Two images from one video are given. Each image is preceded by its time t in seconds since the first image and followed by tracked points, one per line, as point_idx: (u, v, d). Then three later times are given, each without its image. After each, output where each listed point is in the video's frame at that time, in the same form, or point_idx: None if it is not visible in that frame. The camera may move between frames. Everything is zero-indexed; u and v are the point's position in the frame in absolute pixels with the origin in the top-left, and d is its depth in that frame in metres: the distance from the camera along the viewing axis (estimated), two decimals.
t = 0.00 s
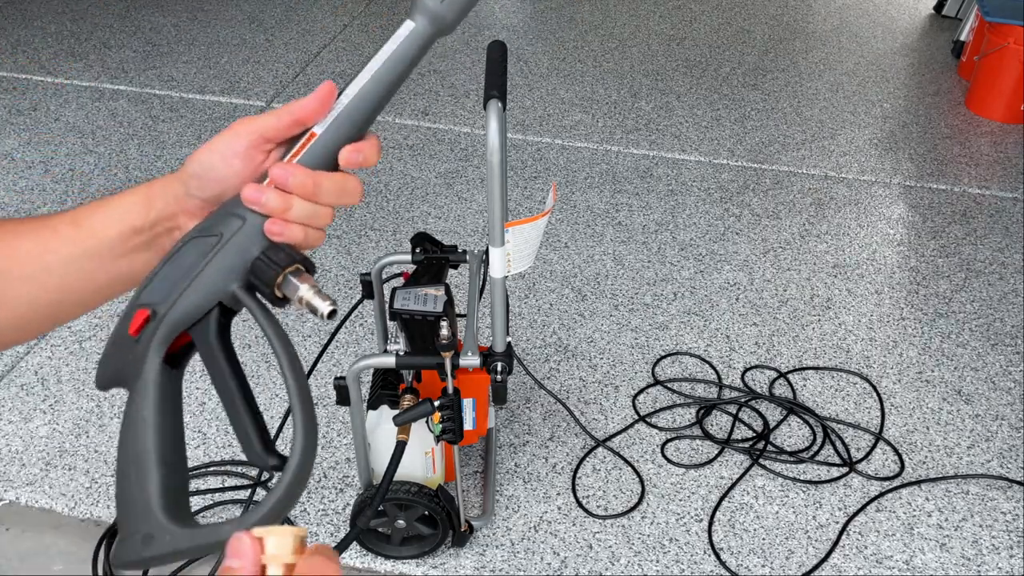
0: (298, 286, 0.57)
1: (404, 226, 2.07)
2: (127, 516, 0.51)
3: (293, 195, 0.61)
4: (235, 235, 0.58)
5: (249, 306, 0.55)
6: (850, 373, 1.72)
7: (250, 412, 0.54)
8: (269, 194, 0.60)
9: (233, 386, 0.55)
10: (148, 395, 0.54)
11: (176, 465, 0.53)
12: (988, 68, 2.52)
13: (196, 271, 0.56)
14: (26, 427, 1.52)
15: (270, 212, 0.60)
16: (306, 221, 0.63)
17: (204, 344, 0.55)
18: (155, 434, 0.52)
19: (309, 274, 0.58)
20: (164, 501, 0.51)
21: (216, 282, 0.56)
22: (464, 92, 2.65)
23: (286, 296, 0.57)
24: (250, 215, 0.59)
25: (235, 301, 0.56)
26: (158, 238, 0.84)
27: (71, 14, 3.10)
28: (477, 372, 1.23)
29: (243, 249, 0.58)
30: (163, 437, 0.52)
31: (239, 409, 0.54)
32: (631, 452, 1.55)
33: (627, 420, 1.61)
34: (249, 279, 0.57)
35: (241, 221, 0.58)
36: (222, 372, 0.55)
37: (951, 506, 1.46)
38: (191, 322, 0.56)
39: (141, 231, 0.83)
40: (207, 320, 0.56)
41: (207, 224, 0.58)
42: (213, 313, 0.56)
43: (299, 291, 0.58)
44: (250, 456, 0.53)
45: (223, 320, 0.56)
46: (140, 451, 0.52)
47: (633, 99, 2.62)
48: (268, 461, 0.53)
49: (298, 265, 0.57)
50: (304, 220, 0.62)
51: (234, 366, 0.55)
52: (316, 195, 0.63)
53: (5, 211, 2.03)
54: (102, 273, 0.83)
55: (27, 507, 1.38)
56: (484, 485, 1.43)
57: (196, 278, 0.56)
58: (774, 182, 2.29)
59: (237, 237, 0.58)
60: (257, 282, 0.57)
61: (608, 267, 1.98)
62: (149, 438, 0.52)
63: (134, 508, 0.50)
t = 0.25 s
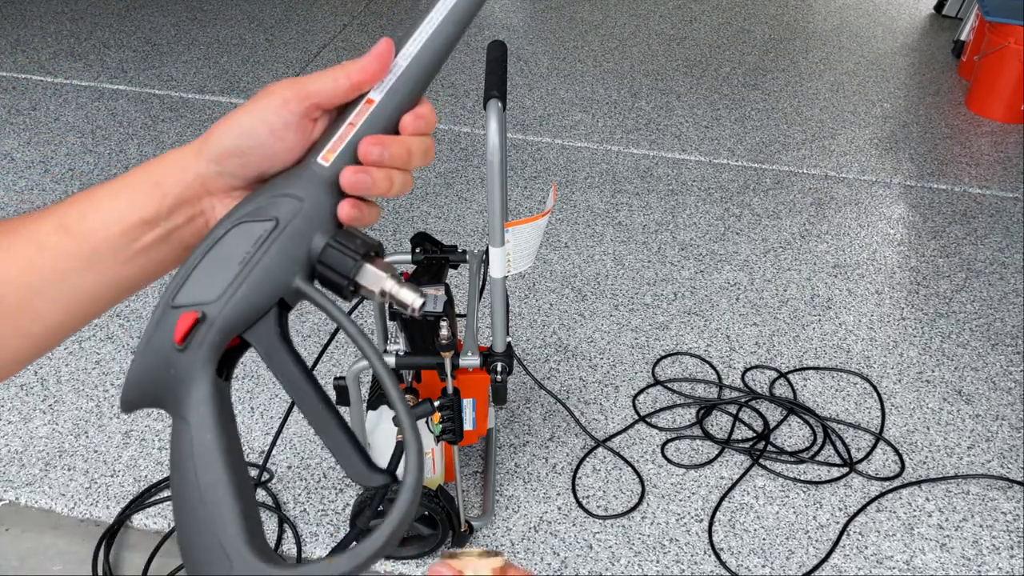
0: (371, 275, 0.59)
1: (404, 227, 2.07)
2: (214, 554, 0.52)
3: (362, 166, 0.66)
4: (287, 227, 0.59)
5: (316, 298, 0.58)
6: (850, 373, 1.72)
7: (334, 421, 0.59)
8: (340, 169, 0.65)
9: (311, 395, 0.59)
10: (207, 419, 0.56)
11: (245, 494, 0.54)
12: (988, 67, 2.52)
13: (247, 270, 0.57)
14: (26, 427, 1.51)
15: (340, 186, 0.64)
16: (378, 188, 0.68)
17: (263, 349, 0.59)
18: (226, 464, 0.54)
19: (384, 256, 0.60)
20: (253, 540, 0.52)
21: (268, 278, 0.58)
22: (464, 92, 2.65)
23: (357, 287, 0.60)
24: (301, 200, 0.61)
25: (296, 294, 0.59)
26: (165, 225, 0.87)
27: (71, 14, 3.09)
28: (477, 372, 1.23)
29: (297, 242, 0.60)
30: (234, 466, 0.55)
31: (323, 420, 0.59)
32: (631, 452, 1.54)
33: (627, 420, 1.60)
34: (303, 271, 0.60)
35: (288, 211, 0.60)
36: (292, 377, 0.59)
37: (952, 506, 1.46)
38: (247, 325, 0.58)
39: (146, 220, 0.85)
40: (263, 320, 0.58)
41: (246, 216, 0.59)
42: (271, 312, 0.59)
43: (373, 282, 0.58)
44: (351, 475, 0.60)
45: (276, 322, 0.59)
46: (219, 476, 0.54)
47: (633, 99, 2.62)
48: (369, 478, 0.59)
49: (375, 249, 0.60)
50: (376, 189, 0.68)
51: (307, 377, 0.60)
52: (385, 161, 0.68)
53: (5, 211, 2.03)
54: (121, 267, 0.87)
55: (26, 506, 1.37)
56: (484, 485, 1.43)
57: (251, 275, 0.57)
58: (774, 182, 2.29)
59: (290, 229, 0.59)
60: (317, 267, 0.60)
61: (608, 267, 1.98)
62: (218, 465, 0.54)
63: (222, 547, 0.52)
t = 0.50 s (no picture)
0: (372, 190, 0.51)
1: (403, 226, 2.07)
2: (95, 520, 0.41)
3: (370, 53, 0.58)
4: (263, 111, 0.52)
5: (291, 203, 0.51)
6: (851, 373, 1.71)
7: (293, 368, 0.50)
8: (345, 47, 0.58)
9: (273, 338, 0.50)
10: (119, 344, 0.47)
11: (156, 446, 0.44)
12: (988, 67, 2.52)
13: (203, 154, 0.49)
14: (25, 427, 1.51)
15: (338, 68, 0.57)
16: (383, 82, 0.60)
17: (209, 263, 0.51)
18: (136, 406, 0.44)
19: (388, 170, 0.53)
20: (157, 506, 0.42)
21: (227, 173, 0.50)
22: (464, 92, 2.65)
23: (347, 202, 0.52)
24: (288, 75, 0.54)
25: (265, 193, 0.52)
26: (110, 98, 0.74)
27: (71, 13, 3.09)
28: (477, 372, 1.22)
29: (275, 132, 0.52)
30: (149, 416, 0.45)
31: (278, 363, 0.50)
32: (631, 453, 1.54)
33: (627, 420, 1.60)
34: (278, 170, 0.53)
35: (271, 95, 0.53)
36: (247, 308, 0.51)
37: (952, 507, 1.46)
38: (192, 229, 0.50)
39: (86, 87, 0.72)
40: (214, 226, 0.51)
41: (211, 90, 0.52)
42: (228, 216, 0.52)
43: (373, 201, 0.51)
44: (309, 445, 0.49)
45: (232, 229, 0.52)
46: (126, 419, 0.44)
47: (633, 99, 2.62)
48: (333, 455, 0.48)
49: (378, 155, 0.53)
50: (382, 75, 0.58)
51: (263, 304, 0.51)
52: (398, 53, 0.60)
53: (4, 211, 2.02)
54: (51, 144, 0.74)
55: (26, 507, 1.37)
56: (484, 485, 1.42)
57: (207, 163, 0.50)
58: (775, 182, 2.29)
59: (265, 114, 0.52)
60: (298, 165, 0.53)
61: (609, 267, 1.98)
62: (124, 404, 0.44)
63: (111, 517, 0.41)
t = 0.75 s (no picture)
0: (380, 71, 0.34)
1: (404, 227, 2.07)
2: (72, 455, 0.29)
3: None
4: None
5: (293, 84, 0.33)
6: (851, 373, 1.71)
7: (311, 298, 0.34)
8: None
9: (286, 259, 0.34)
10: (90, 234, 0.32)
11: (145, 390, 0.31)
12: (988, 67, 2.52)
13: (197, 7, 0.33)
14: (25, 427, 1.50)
15: None
16: None
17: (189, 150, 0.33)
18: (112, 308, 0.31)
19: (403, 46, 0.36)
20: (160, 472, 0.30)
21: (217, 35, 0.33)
22: (464, 92, 2.65)
23: (355, 81, 0.35)
24: None
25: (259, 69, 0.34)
26: None
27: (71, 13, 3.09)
28: (477, 373, 1.22)
29: None
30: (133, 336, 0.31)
31: (283, 279, 0.34)
32: (631, 453, 1.54)
33: (627, 420, 1.60)
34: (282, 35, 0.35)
35: None
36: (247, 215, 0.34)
37: (952, 507, 1.46)
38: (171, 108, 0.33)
39: None
40: (199, 107, 0.34)
41: None
42: (216, 91, 0.34)
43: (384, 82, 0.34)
44: (316, 366, 0.34)
45: (223, 111, 0.34)
46: (103, 334, 0.30)
47: (633, 99, 2.62)
48: (346, 376, 0.35)
49: (391, 23, 0.35)
50: None
51: (261, 201, 0.34)
52: None
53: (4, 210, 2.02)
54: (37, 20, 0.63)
55: (26, 507, 1.36)
56: (484, 485, 1.42)
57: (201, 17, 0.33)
58: (775, 182, 2.29)
59: None
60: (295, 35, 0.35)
61: (608, 267, 1.98)
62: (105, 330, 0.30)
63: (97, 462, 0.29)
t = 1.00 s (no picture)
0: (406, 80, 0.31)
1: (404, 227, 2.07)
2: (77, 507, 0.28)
3: None
4: None
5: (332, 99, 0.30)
6: (851, 373, 1.71)
7: (327, 308, 0.31)
8: None
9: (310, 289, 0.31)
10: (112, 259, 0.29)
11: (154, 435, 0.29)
12: (988, 67, 2.52)
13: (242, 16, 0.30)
14: (25, 427, 1.50)
15: None
16: None
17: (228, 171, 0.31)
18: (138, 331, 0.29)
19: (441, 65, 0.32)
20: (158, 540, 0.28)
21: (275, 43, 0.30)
22: (464, 92, 2.65)
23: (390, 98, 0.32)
24: None
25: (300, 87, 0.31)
26: None
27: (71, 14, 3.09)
28: (477, 373, 1.22)
29: None
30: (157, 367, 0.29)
31: (296, 279, 0.31)
32: (631, 453, 1.54)
33: (627, 420, 1.60)
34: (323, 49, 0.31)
35: None
36: (279, 255, 0.31)
37: (952, 507, 1.46)
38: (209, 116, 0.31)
39: None
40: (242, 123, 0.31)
41: None
42: (255, 100, 0.31)
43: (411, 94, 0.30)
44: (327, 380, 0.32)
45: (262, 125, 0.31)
46: (124, 334, 0.28)
47: (633, 99, 2.62)
48: (358, 394, 0.32)
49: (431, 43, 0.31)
50: None
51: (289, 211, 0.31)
52: None
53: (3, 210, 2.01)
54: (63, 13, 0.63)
55: (26, 507, 1.36)
56: (484, 485, 1.43)
57: (247, 25, 0.30)
58: (775, 182, 2.29)
59: None
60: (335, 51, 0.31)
61: (608, 267, 1.98)
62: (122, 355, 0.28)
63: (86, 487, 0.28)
